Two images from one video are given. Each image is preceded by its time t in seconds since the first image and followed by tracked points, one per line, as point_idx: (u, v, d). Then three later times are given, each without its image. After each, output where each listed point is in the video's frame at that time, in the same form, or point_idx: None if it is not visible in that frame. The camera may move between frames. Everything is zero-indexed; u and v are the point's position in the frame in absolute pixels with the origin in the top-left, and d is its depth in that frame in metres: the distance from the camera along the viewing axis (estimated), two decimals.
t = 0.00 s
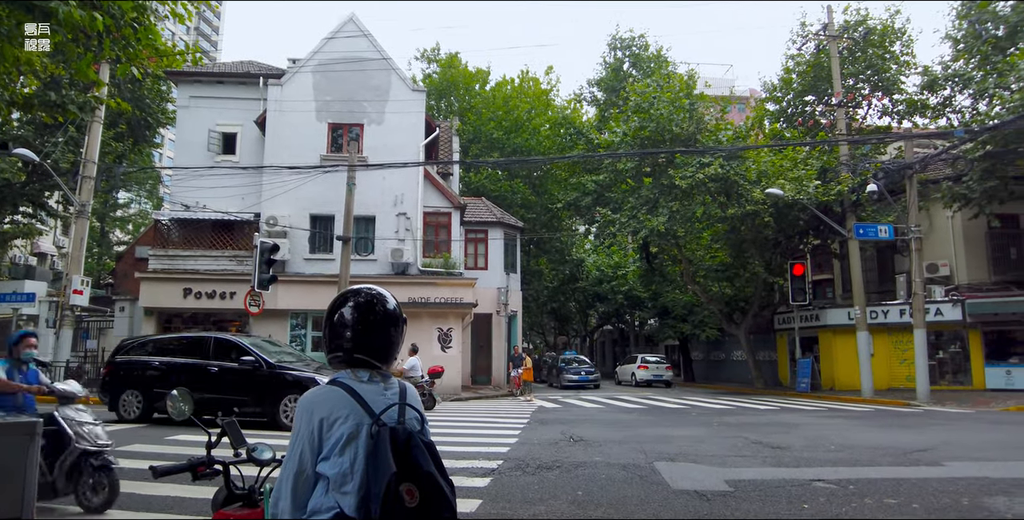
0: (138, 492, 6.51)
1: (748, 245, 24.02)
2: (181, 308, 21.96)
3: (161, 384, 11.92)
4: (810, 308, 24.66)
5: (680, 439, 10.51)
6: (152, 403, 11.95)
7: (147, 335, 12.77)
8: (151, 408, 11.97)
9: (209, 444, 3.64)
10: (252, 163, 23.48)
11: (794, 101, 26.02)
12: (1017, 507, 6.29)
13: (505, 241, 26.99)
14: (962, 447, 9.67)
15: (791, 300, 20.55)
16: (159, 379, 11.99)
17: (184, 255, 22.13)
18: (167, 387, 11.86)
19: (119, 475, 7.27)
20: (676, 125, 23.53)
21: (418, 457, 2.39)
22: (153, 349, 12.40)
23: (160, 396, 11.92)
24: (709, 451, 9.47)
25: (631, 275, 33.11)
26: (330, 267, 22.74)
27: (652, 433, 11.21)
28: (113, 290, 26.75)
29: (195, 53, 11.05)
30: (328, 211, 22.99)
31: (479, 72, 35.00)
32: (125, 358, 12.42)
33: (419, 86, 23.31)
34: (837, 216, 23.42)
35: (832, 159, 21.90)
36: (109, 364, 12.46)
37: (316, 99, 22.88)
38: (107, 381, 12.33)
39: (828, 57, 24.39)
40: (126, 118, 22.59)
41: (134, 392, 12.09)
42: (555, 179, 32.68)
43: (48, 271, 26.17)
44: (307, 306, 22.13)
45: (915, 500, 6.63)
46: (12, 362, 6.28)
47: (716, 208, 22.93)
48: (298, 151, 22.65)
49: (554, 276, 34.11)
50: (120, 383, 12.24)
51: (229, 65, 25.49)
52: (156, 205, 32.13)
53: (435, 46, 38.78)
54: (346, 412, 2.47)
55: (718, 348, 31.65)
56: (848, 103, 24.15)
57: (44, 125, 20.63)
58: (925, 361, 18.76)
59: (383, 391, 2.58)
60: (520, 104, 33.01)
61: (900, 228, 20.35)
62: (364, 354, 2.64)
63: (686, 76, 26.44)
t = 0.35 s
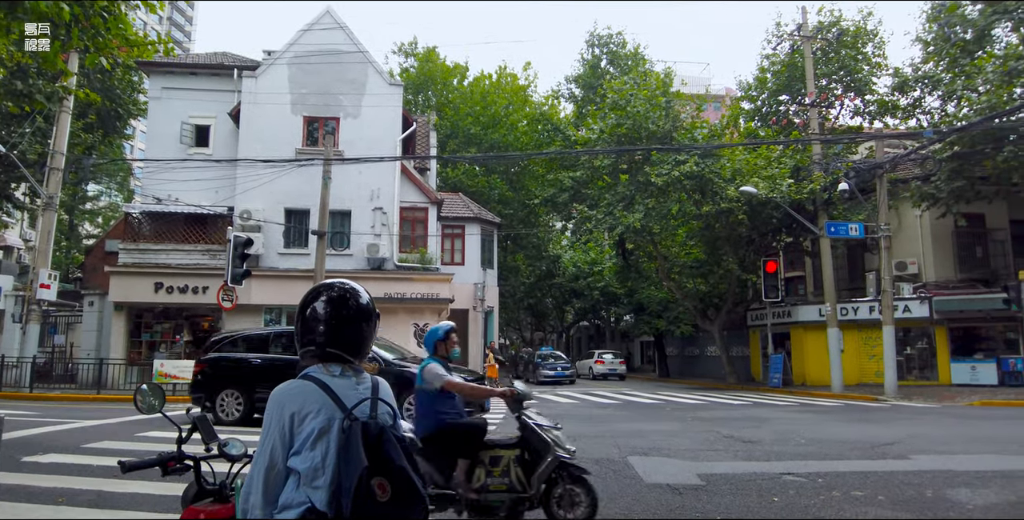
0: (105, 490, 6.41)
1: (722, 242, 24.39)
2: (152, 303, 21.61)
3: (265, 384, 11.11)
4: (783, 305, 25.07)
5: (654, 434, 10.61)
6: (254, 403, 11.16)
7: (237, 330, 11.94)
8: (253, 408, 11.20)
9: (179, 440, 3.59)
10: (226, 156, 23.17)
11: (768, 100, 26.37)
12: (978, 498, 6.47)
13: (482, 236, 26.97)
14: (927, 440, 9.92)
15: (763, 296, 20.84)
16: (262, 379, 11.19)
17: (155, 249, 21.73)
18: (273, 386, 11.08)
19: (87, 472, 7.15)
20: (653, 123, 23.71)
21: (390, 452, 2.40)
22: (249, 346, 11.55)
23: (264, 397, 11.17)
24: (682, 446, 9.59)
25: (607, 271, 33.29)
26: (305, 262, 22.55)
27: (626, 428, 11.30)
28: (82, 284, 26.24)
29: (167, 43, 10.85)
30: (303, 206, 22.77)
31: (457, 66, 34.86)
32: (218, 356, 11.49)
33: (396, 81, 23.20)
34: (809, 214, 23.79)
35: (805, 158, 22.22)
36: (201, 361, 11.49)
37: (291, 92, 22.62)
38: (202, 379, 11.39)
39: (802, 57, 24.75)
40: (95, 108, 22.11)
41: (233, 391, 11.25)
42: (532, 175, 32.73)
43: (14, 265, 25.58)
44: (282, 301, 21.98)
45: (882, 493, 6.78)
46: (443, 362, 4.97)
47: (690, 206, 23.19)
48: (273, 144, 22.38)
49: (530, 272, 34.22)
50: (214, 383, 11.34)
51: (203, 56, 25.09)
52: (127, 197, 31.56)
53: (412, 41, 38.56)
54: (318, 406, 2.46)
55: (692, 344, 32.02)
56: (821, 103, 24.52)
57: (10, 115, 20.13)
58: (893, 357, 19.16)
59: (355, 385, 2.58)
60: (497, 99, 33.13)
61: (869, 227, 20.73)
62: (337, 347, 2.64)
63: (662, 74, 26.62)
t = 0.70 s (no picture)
0: (74, 487, 6.30)
1: (696, 238, 24.79)
2: (122, 297, 21.22)
3: (399, 382, 10.56)
4: (756, 302, 25.50)
5: (628, 429, 10.71)
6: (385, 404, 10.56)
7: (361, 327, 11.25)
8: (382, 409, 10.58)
9: (148, 436, 3.55)
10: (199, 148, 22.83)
11: (744, 99, 26.73)
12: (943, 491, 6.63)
13: (458, 232, 26.93)
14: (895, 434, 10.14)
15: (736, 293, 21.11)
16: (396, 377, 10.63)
17: (126, 243, 21.40)
18: (409, 384, 10.56)
19: (54, 469, 7.03)
20: (630, 120, 23.85)
21: (363, 444, 2.40)
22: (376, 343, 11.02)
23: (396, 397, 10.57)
24: (657, 441, 9.69)
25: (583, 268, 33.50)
26: (280, 257, 22.32)
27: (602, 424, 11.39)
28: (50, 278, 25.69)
29: (139, 33, 10.65)
30: (278, 200, 22.51)
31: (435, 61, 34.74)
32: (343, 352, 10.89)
33: (372, 74, 23.01)
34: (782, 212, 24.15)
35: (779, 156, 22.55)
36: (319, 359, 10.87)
37: (266, 84, 22.35)
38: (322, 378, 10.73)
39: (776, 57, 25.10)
40: (64, 98, 21.64)
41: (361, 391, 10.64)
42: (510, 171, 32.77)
43: None
44: (255, 296, 21.77)
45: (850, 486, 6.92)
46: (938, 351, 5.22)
47: (666, 203, 23.43)
48: (247, 137, 22.10)
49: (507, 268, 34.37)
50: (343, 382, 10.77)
51: (176, 47, 24.67)
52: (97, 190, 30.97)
53: (390, 35, 38.34)
54: (290, 401, 2.45)
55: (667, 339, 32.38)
56: (795, 103, 24.92)
57: None
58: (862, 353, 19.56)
59: (327, 379, 2.57)
60: (475, 95, 33.10)
61: (841, 225, 21.09)
62: (310, 342, 2.63)
63: (640, 72, 26.80)
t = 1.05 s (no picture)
0: (32, 486, 6.16)
1: (668, 236, 25.08)
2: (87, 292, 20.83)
3: (544, 379, 10.40)
4: (726, 298, 25.77)
5: (599, 425, 10.79)
6: (529, 401, 10.41)
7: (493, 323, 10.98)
8: (527, 406, 10.44)
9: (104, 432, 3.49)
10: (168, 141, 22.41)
11: (716, 98, 27.04)
12: (902, 483, 6.79)
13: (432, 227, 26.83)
14: (859, 429, 10.36)
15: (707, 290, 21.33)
16: (539, 374, 10.45)
17: (92, 237, 20.97)
18: (556, 381, 10.38)
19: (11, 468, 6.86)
20: (604, 118, 23.92)
21: (322, 442, 2.40)
22: (514, 338, 10.80)
23: (541, 394, 10.42)
24: (626, 436, 9.78)
25: (557, 264, 33.62)
26: (250, 251, 22.05)
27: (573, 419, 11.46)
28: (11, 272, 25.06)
29: (104, 22, 10.39)
30: (249, 193, 22.21)
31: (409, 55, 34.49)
32: (481, 348, 10.68)
33: (346, 67, 22.80)
34: (752, 211, 24.49)
35: (749, 155, 22.86)
36: (454, 355, 10.67)
37: (237, 76, 22.02)
38: (462, 375, 10.56)
39: (748, 57, 25.40)
40: (26, 88, 21.06)
41: (503, 389, 10.42)
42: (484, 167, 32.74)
43: None
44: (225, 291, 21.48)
45: (813, 479, 7.05)
46: None
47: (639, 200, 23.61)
48: (217, 130, 21.77)
49: (481, 264, 34.39)
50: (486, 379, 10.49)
51: (144, 36, 24.15)
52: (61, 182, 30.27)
53: (364, 28, 37.97)
54: (248, 398, 2.44)
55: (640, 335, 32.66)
56: (766, 102, 25.25)
57: None
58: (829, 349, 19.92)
59: (287, 376, 2.57)
60: (450, 90, 32.96)
61: (809, 223, 21.45)
62: (271, 338, 2.62)
63: (614, 70, 26.91)
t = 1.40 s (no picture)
0: None
1: (626, 234, 25.49)
2: (29, 287, 20.18)
3: (683, 374, 10.57)
4: (680, 295, 26.23)
5: (553, 420, 10.91)
6: (665, 397, 10.58)
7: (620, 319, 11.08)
8: (663, 402, 10.62)
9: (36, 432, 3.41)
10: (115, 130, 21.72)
11: (672, 99, 27.53)
12: (843, 474, 7.05)
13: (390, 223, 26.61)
14: (803, 421, 10.70)
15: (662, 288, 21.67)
16: (676, 369, 10.63)
17: (34, 229, 20.26)
18: (694, 377, 10.57)
19: None
20: (562, 115, 24.06)
21: (265, 438, 2.39)
22: (650, 334, 10.90)
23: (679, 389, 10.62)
24: (579, 431, 9.92)
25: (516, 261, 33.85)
26: (202, 246, 21.57)
27: (527, 415, 11.55)
28: None
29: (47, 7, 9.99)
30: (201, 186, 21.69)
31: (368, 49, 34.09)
32: (617, 345, 10.80)
33: (303, 59, 22.48)
34: (706, 210, 25.01)
35: (704, 156, 23.38)
36: (587, 352, 10.82)
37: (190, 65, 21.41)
38: (598, 371, 10.72)
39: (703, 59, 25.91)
40: None
41: (640, 385, 10.60)
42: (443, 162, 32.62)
43: None
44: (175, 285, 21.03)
45: (759, 472, 7.27)
46: None
47: (597, 198, 23.88)
48: (168, 120, 21.19)
49: (439, 260, 34.29)
50: (620, 376, 10.63)
51: (90, 22, 23.29)
52: None
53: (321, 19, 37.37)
54: (188, 394, 2.42)
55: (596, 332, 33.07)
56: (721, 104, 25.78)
57: None
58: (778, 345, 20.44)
59: (230, 373, 2.54)
60: (409, 85, 32.69)
61: (760, 223, 21.99)
62: (215, 334, 2.59)
63: (573, 68, 27.10)
